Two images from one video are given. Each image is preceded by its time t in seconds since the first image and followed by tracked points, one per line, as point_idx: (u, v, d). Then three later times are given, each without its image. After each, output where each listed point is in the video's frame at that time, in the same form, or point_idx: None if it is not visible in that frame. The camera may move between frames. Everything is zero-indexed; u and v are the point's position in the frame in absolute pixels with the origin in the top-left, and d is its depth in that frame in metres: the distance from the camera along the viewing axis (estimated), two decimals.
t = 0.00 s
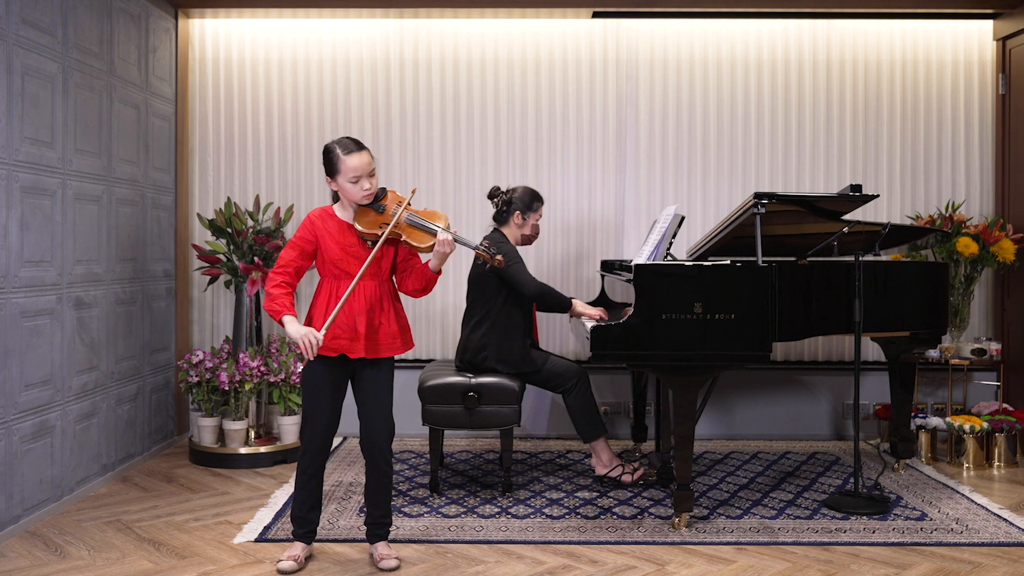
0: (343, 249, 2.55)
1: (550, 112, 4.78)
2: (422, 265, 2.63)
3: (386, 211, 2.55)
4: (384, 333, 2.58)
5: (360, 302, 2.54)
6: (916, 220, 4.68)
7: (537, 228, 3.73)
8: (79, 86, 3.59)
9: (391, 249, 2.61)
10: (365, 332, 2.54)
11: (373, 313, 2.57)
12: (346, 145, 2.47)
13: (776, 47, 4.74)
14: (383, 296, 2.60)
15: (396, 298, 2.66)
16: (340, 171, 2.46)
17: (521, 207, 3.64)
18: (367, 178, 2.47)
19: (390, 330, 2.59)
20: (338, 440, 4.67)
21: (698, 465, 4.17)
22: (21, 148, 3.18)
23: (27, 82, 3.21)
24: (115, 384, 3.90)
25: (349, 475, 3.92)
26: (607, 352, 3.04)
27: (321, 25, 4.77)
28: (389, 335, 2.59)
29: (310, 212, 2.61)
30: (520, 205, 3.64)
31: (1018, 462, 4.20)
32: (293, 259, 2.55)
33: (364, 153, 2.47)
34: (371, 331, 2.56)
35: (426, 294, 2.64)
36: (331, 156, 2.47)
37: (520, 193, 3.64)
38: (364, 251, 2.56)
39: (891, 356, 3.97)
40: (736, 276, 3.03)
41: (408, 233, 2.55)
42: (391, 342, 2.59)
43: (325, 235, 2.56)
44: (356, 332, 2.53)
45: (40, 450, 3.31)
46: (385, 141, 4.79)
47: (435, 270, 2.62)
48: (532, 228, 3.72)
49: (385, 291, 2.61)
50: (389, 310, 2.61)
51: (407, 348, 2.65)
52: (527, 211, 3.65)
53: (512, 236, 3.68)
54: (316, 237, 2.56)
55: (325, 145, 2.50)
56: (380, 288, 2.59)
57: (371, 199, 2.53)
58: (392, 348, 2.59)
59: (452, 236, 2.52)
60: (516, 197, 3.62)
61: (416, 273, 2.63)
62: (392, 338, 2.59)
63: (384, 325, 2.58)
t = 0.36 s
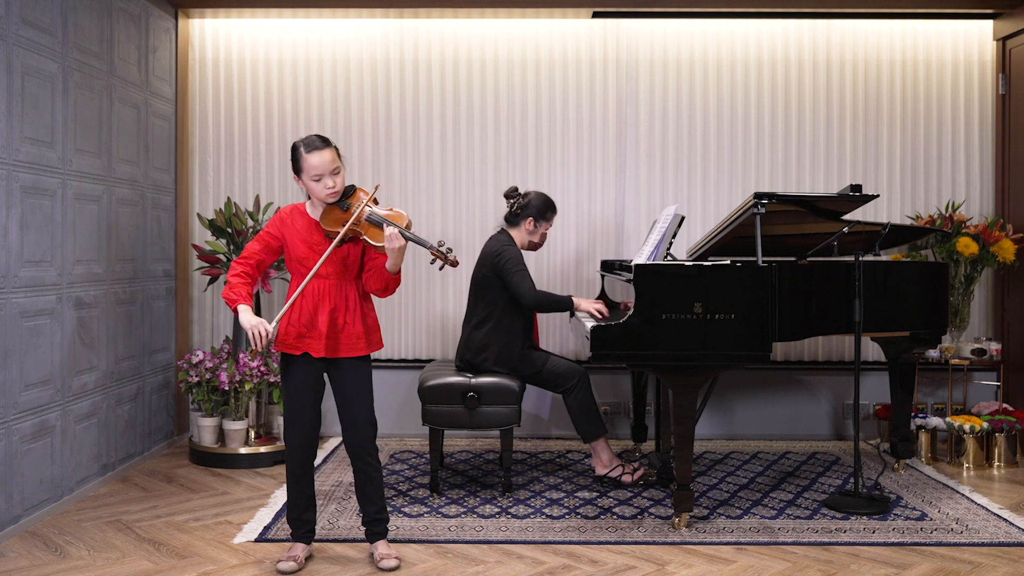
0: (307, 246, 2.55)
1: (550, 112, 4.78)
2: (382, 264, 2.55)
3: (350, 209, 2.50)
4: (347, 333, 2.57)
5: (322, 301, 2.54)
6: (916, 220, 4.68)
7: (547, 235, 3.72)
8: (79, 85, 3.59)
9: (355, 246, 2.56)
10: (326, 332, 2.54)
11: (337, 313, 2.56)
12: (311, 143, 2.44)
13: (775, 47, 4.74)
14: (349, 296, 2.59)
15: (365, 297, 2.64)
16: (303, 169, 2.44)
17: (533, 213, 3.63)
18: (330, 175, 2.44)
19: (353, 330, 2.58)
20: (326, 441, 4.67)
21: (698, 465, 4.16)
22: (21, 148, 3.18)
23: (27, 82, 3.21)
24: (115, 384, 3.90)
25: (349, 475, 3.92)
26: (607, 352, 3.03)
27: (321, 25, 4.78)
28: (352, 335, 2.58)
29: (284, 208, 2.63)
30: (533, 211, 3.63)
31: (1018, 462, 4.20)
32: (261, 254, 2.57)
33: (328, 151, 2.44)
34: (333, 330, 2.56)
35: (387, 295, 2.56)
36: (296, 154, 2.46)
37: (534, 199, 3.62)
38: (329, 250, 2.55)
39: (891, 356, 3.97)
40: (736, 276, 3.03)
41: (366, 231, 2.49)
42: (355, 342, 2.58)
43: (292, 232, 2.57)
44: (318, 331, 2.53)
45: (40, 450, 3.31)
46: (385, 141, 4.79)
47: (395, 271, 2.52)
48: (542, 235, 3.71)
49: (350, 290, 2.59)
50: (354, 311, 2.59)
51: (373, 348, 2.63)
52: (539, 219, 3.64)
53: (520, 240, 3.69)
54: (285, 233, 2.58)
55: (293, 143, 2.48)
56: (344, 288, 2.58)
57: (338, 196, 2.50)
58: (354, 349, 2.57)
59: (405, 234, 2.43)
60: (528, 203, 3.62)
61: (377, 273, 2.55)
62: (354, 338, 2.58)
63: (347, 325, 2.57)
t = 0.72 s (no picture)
0: (304, 246, 2.55)
1: (550, 112, 4.78)
2: (380, 269, 2.54)
3: (349, 212, 2.51)
4: (339, 335, 2.57)
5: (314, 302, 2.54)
6: (916, 220, 4.68)
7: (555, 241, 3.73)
8: (79, 85, 3.59)
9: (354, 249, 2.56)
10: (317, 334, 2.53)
11: (330, 315, 2.56)
12: (312, 143, 2.45)
13: (775, 47, 4.74)
14: (342, 297, 2.57)
15: (360, 300, 2.63)
16: (302, 170, 2.44)
17: (545, 218, 3.63)
18: (327, 179, 2.44)
19: (345, 332, 2.57)
20: (326, 441, 4.67)
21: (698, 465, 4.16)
22: (21, 148, 3.18)
23: (27, 82, 3.21)
24: (115, 384, 3.90)
25: (349, 475, 3.92)
26: (607, 352, 3.04)
27: (321, 25, 4.78)
28: (344, 338, 2.57)
29: (283, 205, 2.63)
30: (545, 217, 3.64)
31: (1018, 462, 4.20)
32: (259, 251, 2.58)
33: (328, 154, 2.44)
34: (325, 333, 2.56)
35: (384, 299, 2.56)
36: (295, 154, 2.46)
37: (546, 203, 3.63)
38: (324, 251, 2.55)
39: (891, 357, 3.97)
40: (736, 276, 3.03)
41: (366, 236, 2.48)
42: (346, 345, 2.57)
43: (290, 231, 2.57)
44: (309, 332, 2.53)
45: (40, 450, 3.31)
46: (385, 141, 4.79)
47: (393, 276, 2.51)
48: (551, 241, 3.73)
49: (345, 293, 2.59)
50: (348, 313, 2.58)
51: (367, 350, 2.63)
52: (551, 225, 3.65)
53: (529, 244, 3.69)
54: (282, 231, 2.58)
55: (292, 143, 2.48)
56: (339, 290, 2.57)
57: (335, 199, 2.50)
58: (346, 352, 2.57)
59: (406, 240, 2.44)
60: (541, 208, 3.62)
61: (375, 277, 2.54)
62: (347, 341, 2.57)
63: (340, 327, 2.57)
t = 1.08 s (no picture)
0: (332, 247, 2.56)
1: (550, 112, 4.78)
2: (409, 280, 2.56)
3: (376, 222, 2.51)
4: (359, 339, 2.56)
5: (336, 304, 2.55)
6: (916, 220, 4.68)
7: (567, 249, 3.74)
8: (79, 85, 3.59)
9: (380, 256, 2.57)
10: (334, 336, 2.54)
11: (351, 318, 2.55)
12: (342, 149, 2.42)
13: (776, 47, 4.74)
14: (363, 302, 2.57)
15: (383, 305, 2.63)
16: (330, 176, 2.44)
17: (562, 228, 3.62)
18: (353, 187, 2.44)
19: (365, 338, 2.56)
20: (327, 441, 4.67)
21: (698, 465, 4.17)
22: (21, 148, 3.18)
23: (27, 82, 3.21)
24: (115, 384, 3.90)
25: (349, 475, 3.92)
26: (607, 352, 3.03)
27: (321, 25, 4.77)
28: (364, 343, 2.56)
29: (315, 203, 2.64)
30: (563, 228, 3.62)
31: (1018, 462, 4.20)
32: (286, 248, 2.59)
33: (357, 161, 2.43)
34: (345, 335, 2.55)
35: (412, 309, 2.58)
36: (326, 157, 2.45)
37: (567, 213, 3.62)
38: (350, 254, 2.56)
39: (891, 356, 3.97)
40: (736, 276, 3.03)
41: (395, 252, 2.52)
42: (366, 350, 2.56)
43: (319, 231, 2.58)
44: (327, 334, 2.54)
45: (40, 450, 3.31)
46: (385, 141, 4.79)
47: (422, 288, 2.54)
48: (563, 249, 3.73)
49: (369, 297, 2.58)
50: (368, 318, 2.57)
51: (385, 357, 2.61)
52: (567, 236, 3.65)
53: (542, 249, 3.68)
54: (310, 230, 2.59)
55: (325, 144, 2.47)
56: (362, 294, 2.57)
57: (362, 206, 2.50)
58: (361, 357, 2.55)
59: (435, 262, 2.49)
60: (562, 216, 3.60)
61: (402, 287, 2.56)
62: (366, 345, 2.56)
63: (360, 331, 2.56)
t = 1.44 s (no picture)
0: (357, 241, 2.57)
1: (550, 112, 4.78)
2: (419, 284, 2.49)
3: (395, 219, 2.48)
4: (365, 337, 2.54)
5: (348, 295, 2.55)
6: (916, 220, 4.68)
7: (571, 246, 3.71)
8: (79, 85, 3.59)
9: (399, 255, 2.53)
10: (339, 328, 2.53)
11: (361, 314, 2.54)
12: (378, 144, 2.43)
13: (775, 47, 4.74)
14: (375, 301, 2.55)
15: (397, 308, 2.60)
16: (361, 167, 2.45)
17: (561, 225, 3.60)
18: (379, 182, 2.43)
19: (371, 337, 2.54)
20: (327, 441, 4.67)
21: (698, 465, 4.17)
22: (21, 148, 3.18)
23: (27, 82, 3.21)
24: (115, 384, 3.90)
25: (349, 475, 3.92)
26: (607, 352, 3.03)
27: (321, 25, 4.77)
28: (370, 342, 2.54)
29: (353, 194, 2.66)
30: (562, 224, 3.60)
31: (1018, 462, 4.20)
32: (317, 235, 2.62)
33: (389, 157, 2.42)
34: (353, 331, 2.54)
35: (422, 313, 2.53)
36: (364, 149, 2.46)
37: (567, 210, 3.59)
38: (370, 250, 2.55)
39: (891, 356, 3.97)
40: (736, 276, 3.03)
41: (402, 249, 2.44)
42: (370, 349, 2.53)
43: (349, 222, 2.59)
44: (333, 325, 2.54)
45: (40, 450, 3.31)
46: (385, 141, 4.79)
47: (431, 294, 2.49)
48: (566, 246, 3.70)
49: (383, 297, 2.56)
50: (377, 317, 2.55)
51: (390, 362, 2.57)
52: (567, 232, 3.62)
53: (544, 247, 3.67)
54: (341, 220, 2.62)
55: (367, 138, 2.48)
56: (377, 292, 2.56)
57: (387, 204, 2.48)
58: (360, 355, 2.53)
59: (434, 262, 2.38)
60: (560, 213, 3.58)
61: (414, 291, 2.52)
62: (372, 345, 2.53)
63: (368, 330, 2.54)
